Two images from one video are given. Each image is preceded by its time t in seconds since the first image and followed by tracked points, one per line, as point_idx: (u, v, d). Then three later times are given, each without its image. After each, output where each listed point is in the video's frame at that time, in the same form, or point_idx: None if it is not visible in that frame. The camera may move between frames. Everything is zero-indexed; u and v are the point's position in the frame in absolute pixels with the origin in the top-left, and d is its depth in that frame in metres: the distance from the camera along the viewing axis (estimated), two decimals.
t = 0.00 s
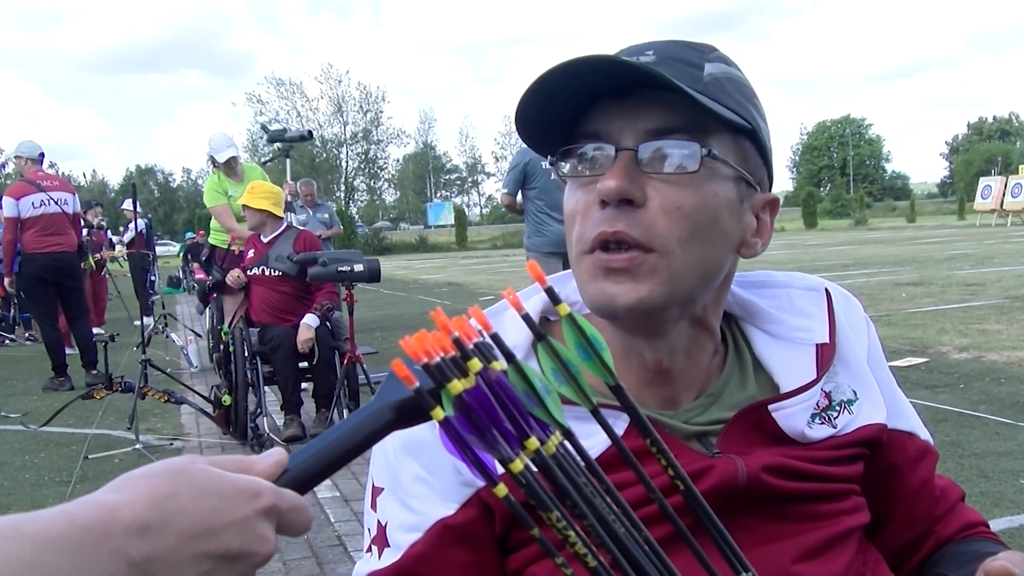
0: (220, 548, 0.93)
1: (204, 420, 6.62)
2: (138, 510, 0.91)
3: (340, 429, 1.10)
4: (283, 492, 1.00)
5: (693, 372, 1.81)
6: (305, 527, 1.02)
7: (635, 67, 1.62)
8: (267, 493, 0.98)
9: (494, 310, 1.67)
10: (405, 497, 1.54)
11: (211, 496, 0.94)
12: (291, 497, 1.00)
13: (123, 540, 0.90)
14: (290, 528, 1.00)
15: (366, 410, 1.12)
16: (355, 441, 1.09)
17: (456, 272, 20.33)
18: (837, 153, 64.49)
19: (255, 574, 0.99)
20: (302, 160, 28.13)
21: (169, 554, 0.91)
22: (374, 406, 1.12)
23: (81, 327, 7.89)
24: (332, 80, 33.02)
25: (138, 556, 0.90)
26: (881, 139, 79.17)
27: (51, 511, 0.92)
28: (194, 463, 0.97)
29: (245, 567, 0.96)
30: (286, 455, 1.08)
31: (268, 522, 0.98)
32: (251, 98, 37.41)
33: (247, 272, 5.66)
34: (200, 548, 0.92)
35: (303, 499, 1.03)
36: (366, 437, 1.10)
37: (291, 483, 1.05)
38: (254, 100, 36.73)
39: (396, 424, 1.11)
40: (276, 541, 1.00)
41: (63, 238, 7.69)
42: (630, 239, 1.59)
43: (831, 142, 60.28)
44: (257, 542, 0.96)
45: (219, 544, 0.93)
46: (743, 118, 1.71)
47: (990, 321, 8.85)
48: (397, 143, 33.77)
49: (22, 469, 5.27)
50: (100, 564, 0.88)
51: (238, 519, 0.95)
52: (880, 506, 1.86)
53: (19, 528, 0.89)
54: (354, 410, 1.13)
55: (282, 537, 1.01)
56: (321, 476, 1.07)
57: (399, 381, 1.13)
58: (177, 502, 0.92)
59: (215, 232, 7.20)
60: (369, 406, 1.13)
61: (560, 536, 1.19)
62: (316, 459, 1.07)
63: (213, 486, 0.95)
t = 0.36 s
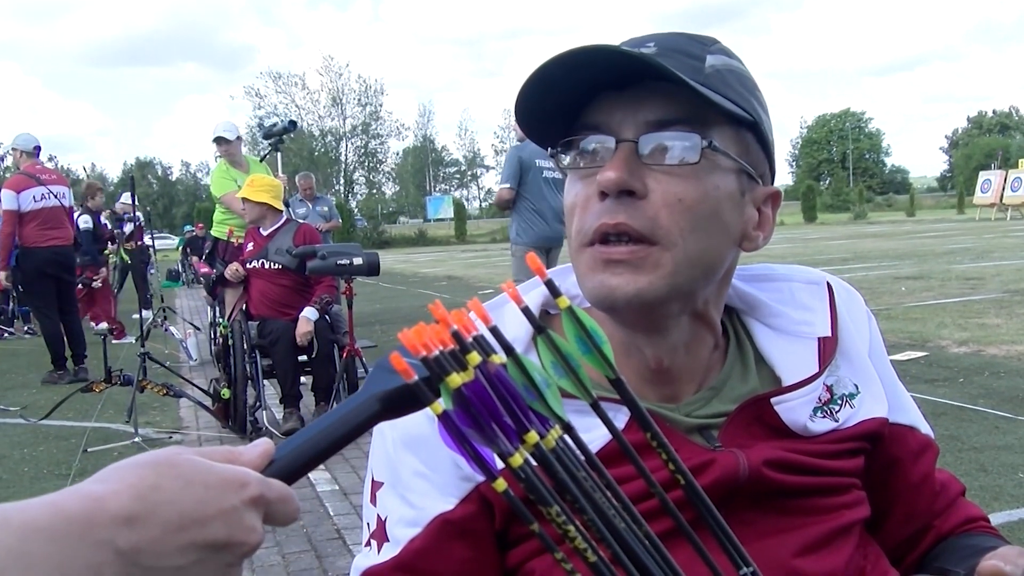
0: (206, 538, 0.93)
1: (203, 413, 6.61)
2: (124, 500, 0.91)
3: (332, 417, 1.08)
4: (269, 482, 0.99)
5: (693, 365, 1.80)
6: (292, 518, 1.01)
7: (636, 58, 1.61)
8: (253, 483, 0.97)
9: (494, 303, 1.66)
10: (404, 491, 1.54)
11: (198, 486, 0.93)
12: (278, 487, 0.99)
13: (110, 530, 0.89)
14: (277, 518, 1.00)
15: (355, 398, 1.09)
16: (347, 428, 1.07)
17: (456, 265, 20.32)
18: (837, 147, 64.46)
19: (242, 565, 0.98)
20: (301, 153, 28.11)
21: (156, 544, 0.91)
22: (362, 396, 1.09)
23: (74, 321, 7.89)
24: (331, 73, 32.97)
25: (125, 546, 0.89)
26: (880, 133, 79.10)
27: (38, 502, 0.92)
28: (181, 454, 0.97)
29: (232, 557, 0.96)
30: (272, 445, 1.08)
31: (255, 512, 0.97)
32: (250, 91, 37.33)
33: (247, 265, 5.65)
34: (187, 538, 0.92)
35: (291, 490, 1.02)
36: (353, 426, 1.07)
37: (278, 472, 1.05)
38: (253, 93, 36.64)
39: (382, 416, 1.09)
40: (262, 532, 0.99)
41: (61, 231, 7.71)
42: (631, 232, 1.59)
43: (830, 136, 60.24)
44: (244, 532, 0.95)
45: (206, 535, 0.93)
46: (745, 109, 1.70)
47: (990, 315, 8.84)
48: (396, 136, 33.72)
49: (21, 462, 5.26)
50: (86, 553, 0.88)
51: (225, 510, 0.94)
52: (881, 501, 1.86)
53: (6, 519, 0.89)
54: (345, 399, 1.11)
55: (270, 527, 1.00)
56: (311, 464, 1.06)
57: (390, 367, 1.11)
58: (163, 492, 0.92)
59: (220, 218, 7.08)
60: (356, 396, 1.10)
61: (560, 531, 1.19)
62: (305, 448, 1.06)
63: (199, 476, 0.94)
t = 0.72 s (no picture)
0: (206, 527, 0.93)
1: (202, 407, 6.61)
2: (124, 489, 0.91)
3: (328, 410, 1.09)
4: (270, 471, 0.99)
5: (695, 358, 1.80)
6: (292, 507, 1.02)
7: (638, 50, 1.61)
8: (253, 472, 0.97)
9: (494, 295, 1.66)
10: (402, 483, 1.54)
11: (198, 475, 0.93)
12: (278, 475, 0.99)
13: (109, 519, 0.89)
14: (278, 507, 1.00)
15: (355, 388, 1.11)
16: (349, 418, 1.09)
17: (456, 260, 20.31)
18: (838, 143, 64.40)
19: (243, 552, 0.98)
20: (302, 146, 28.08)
21: (156, 533, 0.91)
22: (362, 386, 1.11)
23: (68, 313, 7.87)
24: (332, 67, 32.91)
25: (124, 535, 0.90)
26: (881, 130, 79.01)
27: (38, 490, 0.92)
28: (181, 443, 0.97)
29: (232, 545, 0.95)
30: (271, 437, 1.08)
31: (256, 501, 0.97)
32: (251, 84, 37.23)
33: (247, 259, 5.64)
34: (187, 526, 0.92)
35: (290, 481, 1.02)
36: (353, 419, 1.09)
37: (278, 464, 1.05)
38: (254, 87, 36.59)
39: (384, 404, 1.10)
40: (264, 521, 0.99)
41: (61, 226, 7.74)
42: (632, 223, 1.58)
43: (831, 132, 60.18)
44: (244, 521, 0.95)
45: (205, 524, 0.92)
46: (746, 103, 1.70)
47: (989, 312, 8.84)
48: (397, 131, 33.66)
49: (21, 455, 5.26)
50: (86, 542, 0.88)
51: (225, 499, 0.94)
52: (880, 495, 1.86)
53: (6, 507, 0.89)
54: (343, 391, 1.12)
55: (270, 515, 1.00)
56: (308, 459, 1.07)
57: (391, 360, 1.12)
58: (163, 481, 0.92)
59: (225, 210, 7.20)
60: (356, 387, 1.12)
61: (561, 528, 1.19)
62: (304, 439, 1.07)
63: (199, 466, 0.94)
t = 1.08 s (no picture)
0: (210, 541, 0.93)
1: (206, 414, 6.62)
2: (129, 503, 0.91)
3: (334, 421, 1.10)
4: (274, 485, 1.00)
5: (700, 368, 1.81)
6: (297, 520, 1.02)
7: (640, 62, 1.62)
8: (257, 486, 0.97)
9: (502, 307, 1.67)
10: (408, 495, 1.54)
11: (202, 489, 0.94)
12: (282, 489, 1.00)
13: (114, 532, 0.90)
14: (282, 521, 1.00)
15: (361, 402, 1.11)
16: (355, 429, 1.09)
17: (459, 268, 20.34)
18: (840, 152, 64.48)
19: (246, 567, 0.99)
20: (306, 154, 28.17)
21: (161, 547, 0.91)
22: (368, 399, 1.12)
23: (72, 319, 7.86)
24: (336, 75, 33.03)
25: (129, 549, 0.90)
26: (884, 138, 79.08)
27: (44, 504, 0.92)
28: (186, 457, 0.97)
29: (236, 560, 0.96)
30: (278, 447, 1.09)
31: (259, 515, 0.98)
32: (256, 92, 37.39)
33: (252, 267, 5.65)
34: (191, 540, 0.92)
35: (295, 493, 1.03)
36: (360, 430, 1.09)
37: (283, 475, 1.06)
38: (259, 94, 36.76)
39: (387, 418, 1.11)
40: (267, 535, 0.99)
41: (62, 232, 7.68)
42: (636, 234, 1.59)
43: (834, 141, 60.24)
44: (248, 535, 0.96)
45: (209, 538, 0.93)
46: (748, 113, 1.71)
47: (993, 321, 8.83)
48: (401, 139, 33.74)
49: (24, 462, 5.27)
50: (92, 555, 0.88)
51: (228, 513, 0.95)
52: (886, 507, 1.86)
53: (12, 520, 0.89)
54: (351, 402, 1.13)
55: (275, 530, 1.01)
56: (316, 468, 1.07)
57: (399, 371, 1.13)
58: (168, 495, 0.92)
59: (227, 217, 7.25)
60: (365, 397, 1.12)
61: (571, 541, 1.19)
62: (313, 449, 1.08)
63: (203, 479, 0.94)
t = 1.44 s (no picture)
0: (218, 539, 0.94)
1: (210, 417, 6.63)
2: (137, 500, 0.91)
3: (338, 421, 1.10)
4: (282, 482, 1.00)
5: (704, 373, 1.81)
6: (304, 518, 1.03)
7: (648, 68, 1.62)
8: (265, 484, 0.98)
9: (506, 313, 1.67)
10: (411, 500, 1.55)
11: (210, 486, 0.94)
12: (290, 488, 1.01)
13: (122, 530, 0.90)
14: (290, 519, 1.01)
15: (363, 401, 1.11)
16: (357, 431, 1.09)
17: (464, 272, 20.36)
18: (846, 157, 64.47)
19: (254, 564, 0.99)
20: (312, 157, 28.25)
21: (169, 544, 0.92)
22: (373, 398, 1.12)
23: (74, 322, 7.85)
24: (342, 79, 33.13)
25: (137, 547, 0.90)
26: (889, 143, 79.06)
27: (50, 502, 0.92)
28: (193, 454, 0.98)
29: (243, 557, 0.97)
30: (285, 446, 1.10)
31: (267, 512, 0.98)
32: (262, 96, 37.55)
33: (258, 270, 5.66)
34: (199, 538, 0.93)
35: (302, 492, 1.03)
36: (364, 431, 1.10)
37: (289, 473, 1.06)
38: (265, 98, 36.88)
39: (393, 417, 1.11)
40: (275, 532, 1.00)
41: (62, 233, 7.65)
42: (642, 239, 1.59)
43: (839, 146, 60.18)
44: (255, 533, 0.97)
45: (217, 535, 0.94)
46: (755, 120, 1.71)
47: (998, 328, 8.82)
48: (406, 142, 33.82)
49: (29, 463, 5.29)
50: (100, 552, 0.89)
51: (236, 510, 0.95)
52: (890, 513, 1.86)
53: (20, 518, 0.89)
54: (355, 403, 1.13)
55: (283, 527, 1.01)
56: (321, 467, 1.08)
57: (403, 372, 1.13)
58: (176, 493, 0.93)
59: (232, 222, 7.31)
60: (369, 398, 1.12)
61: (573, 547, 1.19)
62: (316, 449, 1.08)
63: (212, 476, 0.95)
